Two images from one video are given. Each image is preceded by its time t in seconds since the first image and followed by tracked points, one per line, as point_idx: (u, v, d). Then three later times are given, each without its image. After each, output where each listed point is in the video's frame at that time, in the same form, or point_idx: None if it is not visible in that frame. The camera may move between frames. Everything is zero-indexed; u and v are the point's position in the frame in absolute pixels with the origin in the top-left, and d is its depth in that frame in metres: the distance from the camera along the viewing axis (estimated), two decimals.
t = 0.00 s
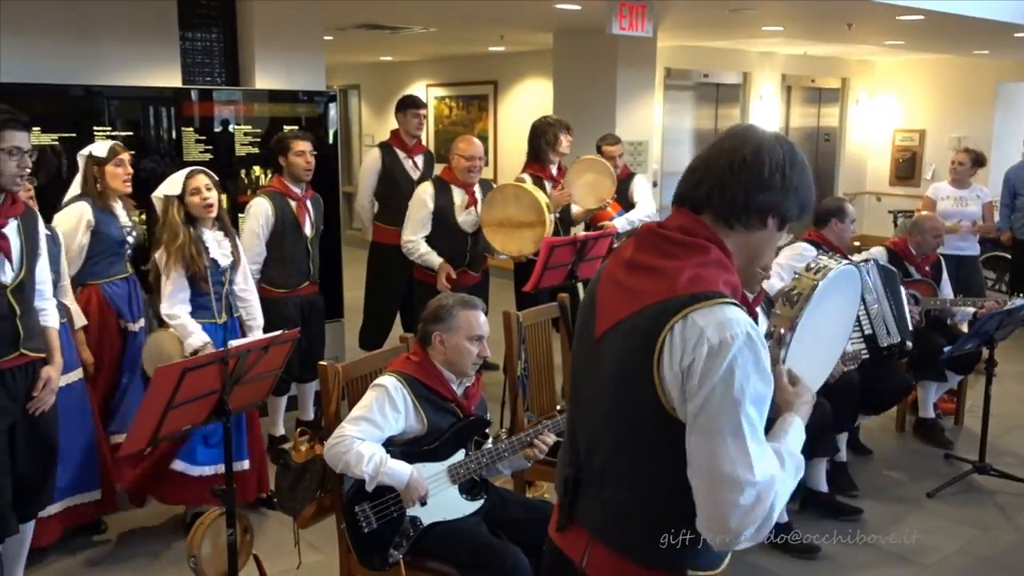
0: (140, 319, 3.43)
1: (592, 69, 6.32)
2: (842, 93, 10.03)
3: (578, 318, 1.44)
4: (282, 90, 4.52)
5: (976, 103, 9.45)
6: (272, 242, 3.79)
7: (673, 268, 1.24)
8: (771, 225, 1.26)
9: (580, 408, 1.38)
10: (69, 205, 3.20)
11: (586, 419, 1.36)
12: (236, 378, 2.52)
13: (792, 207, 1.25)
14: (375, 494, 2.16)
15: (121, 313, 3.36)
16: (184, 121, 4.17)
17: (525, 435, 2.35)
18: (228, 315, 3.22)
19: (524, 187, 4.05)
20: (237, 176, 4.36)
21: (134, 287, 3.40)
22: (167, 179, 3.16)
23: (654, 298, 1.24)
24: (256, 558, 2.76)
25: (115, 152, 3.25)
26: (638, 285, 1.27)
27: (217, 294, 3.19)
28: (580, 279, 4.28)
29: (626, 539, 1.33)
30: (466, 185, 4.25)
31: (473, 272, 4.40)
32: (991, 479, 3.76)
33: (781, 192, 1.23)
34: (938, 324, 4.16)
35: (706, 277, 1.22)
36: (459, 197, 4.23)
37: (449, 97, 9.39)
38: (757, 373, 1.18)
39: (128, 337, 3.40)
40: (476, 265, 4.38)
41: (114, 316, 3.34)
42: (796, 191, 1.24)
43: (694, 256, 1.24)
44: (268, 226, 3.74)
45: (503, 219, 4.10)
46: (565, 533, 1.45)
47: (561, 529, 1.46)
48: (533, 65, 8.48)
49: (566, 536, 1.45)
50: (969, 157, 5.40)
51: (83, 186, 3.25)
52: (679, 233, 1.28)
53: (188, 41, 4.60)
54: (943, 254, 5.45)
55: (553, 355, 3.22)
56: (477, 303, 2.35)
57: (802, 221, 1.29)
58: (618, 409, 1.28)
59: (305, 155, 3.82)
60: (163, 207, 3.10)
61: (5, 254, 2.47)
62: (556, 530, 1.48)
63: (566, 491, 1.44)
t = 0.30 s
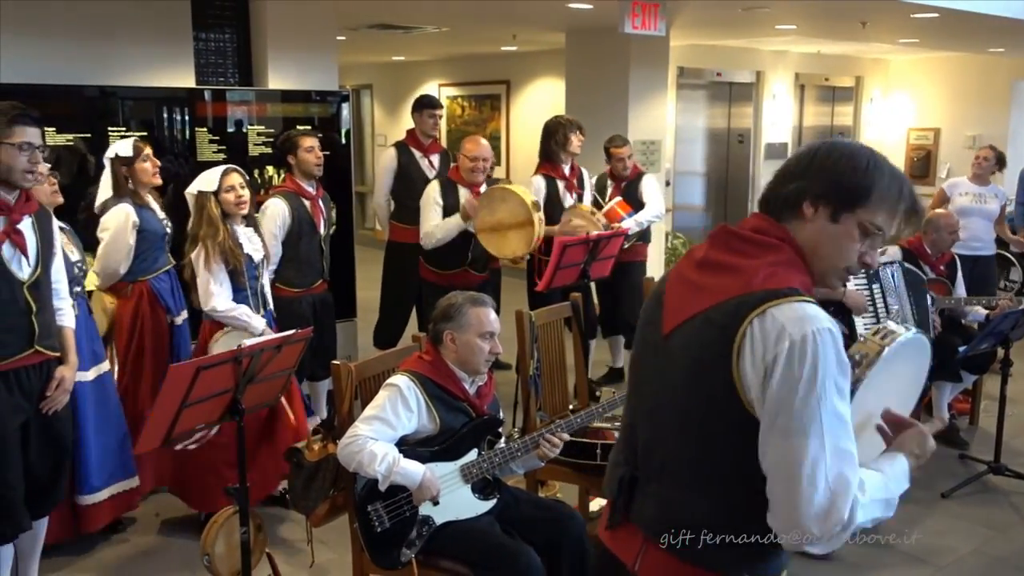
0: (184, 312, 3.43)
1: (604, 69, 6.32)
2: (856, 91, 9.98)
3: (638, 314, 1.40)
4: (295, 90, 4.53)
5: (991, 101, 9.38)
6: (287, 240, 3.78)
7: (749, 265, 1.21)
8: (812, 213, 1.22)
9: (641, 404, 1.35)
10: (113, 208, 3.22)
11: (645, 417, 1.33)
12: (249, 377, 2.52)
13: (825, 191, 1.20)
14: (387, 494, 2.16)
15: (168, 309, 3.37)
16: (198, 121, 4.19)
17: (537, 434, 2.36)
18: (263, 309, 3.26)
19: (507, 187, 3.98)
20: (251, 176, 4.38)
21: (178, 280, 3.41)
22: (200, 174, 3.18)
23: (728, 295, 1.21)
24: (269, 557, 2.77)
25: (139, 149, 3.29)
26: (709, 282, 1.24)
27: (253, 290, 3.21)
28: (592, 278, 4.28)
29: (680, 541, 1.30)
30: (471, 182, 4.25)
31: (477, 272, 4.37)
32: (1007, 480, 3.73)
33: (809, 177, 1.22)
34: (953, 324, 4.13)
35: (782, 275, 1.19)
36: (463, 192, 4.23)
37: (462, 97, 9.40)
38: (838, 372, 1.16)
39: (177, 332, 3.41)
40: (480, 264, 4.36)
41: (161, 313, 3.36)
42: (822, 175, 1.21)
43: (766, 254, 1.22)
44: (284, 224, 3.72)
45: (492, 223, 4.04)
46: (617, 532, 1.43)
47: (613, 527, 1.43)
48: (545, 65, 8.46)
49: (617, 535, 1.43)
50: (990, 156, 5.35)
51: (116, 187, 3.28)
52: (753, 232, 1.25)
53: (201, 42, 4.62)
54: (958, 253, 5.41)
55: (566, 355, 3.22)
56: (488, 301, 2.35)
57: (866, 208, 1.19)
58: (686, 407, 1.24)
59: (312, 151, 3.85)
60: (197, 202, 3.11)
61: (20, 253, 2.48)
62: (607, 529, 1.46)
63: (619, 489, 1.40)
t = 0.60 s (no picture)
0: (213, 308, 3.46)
1: (614, 68, 6.31)
2: (867, 89, 9.93)
3: (712, 317, 1.39)
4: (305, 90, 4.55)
5: (1004, 98, 9.31)
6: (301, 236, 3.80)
7: (830, 261, 1.18)
8: (882, 201, 1.19)
9: (733, 413, 1.30)
10: (137, 209, 3.26)
11: (736, 423, 1.30)
12: (259, 376, 2.52)
13: (893, 179, 1.17)
14: (398, 492, 2.16)
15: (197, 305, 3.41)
16: (208, 121, 4.21)
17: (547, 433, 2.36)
18: (276, 308, 3.26)
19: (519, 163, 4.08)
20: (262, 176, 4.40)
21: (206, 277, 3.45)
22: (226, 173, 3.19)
23: (810, 294, 1.18)
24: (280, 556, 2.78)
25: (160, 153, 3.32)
26: (787, 282, 1.22)
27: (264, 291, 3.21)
28: (601, 277, 4.28)
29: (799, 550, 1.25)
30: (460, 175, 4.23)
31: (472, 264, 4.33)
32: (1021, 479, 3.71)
33: (875, 164, 1.19)
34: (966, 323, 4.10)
35: (867, 269, 1.16)
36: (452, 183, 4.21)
37: (471, 96, 9.41)
38: (944, 361, 1.11)
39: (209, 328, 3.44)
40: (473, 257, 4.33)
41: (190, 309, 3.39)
42: (888, 161, 1.17)
43: (846, 248, 1.19)
44: (297, 221, 3.73)
45: (496, 197, 4.11)
46: (716, 552, 1.38)
47: (710, 547, 1.38)
48: (555, 64, 8.46)
49: (716, 553, 1.38)
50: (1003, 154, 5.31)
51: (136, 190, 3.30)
52: (827, 226, 1.23)
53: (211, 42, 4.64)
54: (970, 252, 5.37)
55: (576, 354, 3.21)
56: (499, 301, 2.34)
57: (941, 194, 1.14)
58: (789, 411, 1.20)
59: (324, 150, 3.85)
60: (219, 201, 3.13)
61: (35, 253, 2.49)
62: (703, 549, 1.41)
63: (715, 505, 1.35)
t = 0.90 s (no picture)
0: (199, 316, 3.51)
1: (625, 67, 6.30)
2: (880, 89, 9.88)
3: (787, 320, 1.45)
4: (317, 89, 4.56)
5: (1017, 98, 9.24)
6: (315, 235, 3.80)
7: (928, 274, 1.23)
8: (991, 220, 1.23)
9: (802, 421, 1.37)
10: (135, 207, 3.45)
11: (807, 431, 1.36)
12: (270, 373, 2.53)
13: (1009, 203, 1.21)
14: (408, 490, 2.17)
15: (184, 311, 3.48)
16: (220, 120, 4.22)
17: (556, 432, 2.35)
18: (262, 311, 3.20)
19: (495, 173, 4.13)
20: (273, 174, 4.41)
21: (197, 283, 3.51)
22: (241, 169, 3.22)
23: (907, 306, 1.23)
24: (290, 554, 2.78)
25: (172, 153, 3.40)
26: (882, 290, 1.27)
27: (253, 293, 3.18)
28: (611, 277, 4.27)
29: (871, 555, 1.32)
30: (449, 176, 4.29)
31: (462, 266, 4.34)
32: None
33: (989, 181, 1.23)
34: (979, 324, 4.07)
35: (964, 286, 1.21)
36: (440, 185, 4.28)
37: (482, 95, 9.42)
38: None
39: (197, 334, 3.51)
40: (461, 257, 4.32)
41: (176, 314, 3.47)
42: (1007, 183, 1.21)
43: (948, 264, 1.23)
44: (312, 221, 3.75)
45: (477, 206, 4.20)
46: (782, 553, 1.45)
47: (776, 549, 1.46)
48: (566, 64, 8.45)
49: (783, 556, 1.45)
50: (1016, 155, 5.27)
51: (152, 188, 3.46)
52: (928, 239, 1.27)
53: (224, 41, 4.65)
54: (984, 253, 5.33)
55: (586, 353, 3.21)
56: (511, 301, 2.34)
57: None
58: (864, 421, 1.26)
59: (340, 149, 3.86)
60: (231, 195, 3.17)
61: (50, 253, 2.50)
62: (769, 552, 1.48)
63: (782, 511, 1.42)
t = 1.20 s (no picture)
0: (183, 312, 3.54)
1: (634, 66, 6.29)
2: (890, 88, 9.84)
3: (817, 321, 1.49)
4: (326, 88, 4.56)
5: None
6: (327, 233, 3.81)
7: (965, 272, 1.25)
8: None
9: (829, 425, 1.42)
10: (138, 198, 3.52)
11: (833, 433, 1.41)
12: (280, 372, 2.54)
13: None
14: (417, 489, 2.17)
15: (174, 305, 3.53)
16: (230, 120, 4.24)
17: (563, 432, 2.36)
18: (244, 311, 3.20)
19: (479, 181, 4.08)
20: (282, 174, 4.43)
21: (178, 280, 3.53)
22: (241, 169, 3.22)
23: (942, 307, 1.25)
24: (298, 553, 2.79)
25: (178, 146, 3.42)
26: (917, 292, 1.29)
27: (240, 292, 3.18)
28: (620, 277, 4.27)
29: (889, 557, 1.38)
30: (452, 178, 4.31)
31: (461, 266, 4.36)
32: None
33: None
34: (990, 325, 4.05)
35: (1002, 289, 1.22)
36: (442, 186, 4.32)
37: (491, 95, 9.42)
38: None
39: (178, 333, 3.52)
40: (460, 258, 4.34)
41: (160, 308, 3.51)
42: None
43: (985, 267, 1.25)
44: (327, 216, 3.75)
45: (461, 213, 4.15)
46: (804, 550, 1.51)
47: (798, 545, 1.52)
48: (574, 63, 8.45)
49: (805, 553, 1.52)
50: None
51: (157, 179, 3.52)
52: (967, 240, 1.29)
53: (234, 41, 4.67)
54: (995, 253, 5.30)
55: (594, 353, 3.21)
56: (517, 298, 2.33)
57: None
58: (890, 424, 1.30)
59: (355, 148, 3.86)
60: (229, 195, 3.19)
61: (63, 252, 2.52)
62: (790, 549, 1.54)
63: (805, 510, 1.48)
